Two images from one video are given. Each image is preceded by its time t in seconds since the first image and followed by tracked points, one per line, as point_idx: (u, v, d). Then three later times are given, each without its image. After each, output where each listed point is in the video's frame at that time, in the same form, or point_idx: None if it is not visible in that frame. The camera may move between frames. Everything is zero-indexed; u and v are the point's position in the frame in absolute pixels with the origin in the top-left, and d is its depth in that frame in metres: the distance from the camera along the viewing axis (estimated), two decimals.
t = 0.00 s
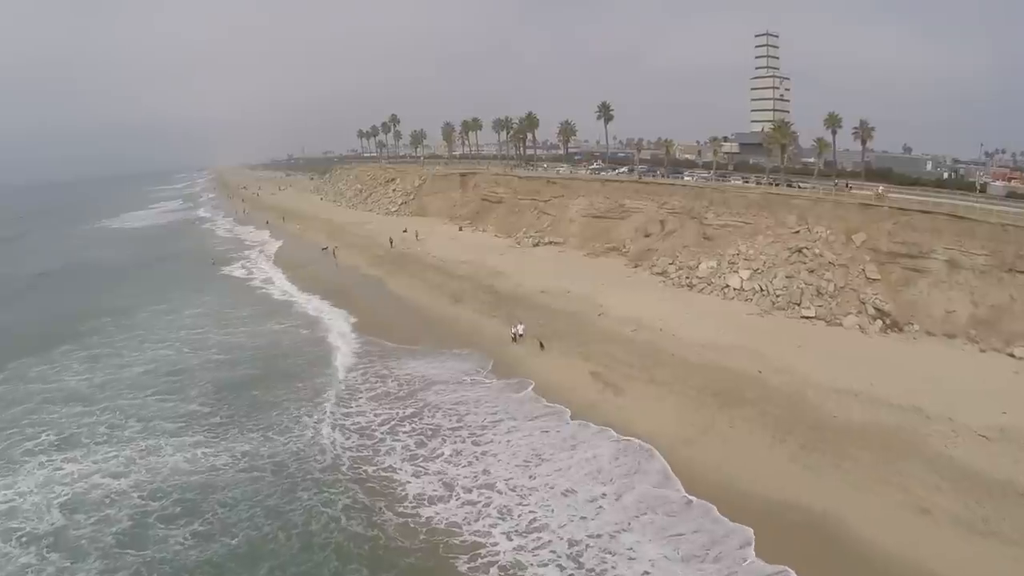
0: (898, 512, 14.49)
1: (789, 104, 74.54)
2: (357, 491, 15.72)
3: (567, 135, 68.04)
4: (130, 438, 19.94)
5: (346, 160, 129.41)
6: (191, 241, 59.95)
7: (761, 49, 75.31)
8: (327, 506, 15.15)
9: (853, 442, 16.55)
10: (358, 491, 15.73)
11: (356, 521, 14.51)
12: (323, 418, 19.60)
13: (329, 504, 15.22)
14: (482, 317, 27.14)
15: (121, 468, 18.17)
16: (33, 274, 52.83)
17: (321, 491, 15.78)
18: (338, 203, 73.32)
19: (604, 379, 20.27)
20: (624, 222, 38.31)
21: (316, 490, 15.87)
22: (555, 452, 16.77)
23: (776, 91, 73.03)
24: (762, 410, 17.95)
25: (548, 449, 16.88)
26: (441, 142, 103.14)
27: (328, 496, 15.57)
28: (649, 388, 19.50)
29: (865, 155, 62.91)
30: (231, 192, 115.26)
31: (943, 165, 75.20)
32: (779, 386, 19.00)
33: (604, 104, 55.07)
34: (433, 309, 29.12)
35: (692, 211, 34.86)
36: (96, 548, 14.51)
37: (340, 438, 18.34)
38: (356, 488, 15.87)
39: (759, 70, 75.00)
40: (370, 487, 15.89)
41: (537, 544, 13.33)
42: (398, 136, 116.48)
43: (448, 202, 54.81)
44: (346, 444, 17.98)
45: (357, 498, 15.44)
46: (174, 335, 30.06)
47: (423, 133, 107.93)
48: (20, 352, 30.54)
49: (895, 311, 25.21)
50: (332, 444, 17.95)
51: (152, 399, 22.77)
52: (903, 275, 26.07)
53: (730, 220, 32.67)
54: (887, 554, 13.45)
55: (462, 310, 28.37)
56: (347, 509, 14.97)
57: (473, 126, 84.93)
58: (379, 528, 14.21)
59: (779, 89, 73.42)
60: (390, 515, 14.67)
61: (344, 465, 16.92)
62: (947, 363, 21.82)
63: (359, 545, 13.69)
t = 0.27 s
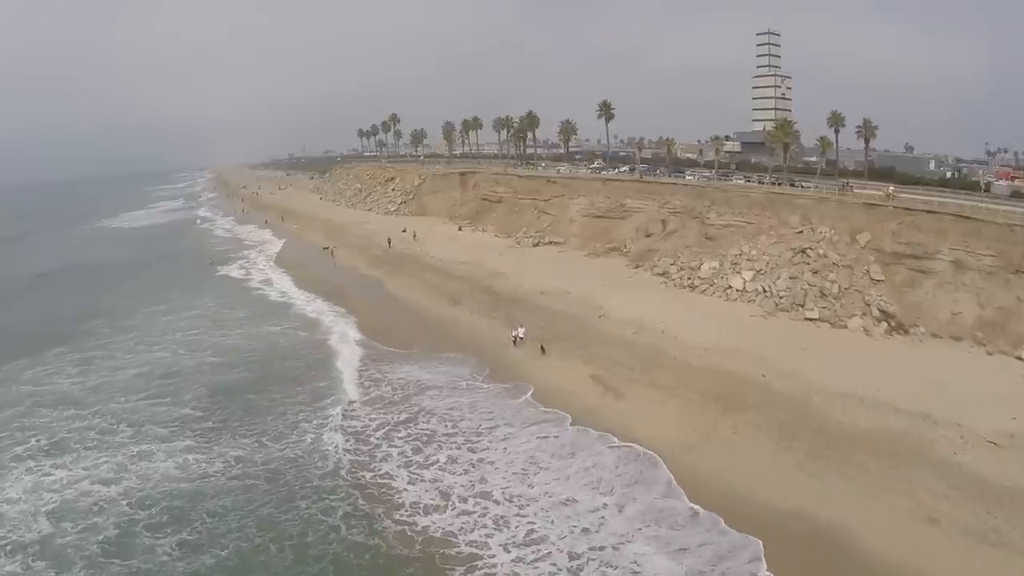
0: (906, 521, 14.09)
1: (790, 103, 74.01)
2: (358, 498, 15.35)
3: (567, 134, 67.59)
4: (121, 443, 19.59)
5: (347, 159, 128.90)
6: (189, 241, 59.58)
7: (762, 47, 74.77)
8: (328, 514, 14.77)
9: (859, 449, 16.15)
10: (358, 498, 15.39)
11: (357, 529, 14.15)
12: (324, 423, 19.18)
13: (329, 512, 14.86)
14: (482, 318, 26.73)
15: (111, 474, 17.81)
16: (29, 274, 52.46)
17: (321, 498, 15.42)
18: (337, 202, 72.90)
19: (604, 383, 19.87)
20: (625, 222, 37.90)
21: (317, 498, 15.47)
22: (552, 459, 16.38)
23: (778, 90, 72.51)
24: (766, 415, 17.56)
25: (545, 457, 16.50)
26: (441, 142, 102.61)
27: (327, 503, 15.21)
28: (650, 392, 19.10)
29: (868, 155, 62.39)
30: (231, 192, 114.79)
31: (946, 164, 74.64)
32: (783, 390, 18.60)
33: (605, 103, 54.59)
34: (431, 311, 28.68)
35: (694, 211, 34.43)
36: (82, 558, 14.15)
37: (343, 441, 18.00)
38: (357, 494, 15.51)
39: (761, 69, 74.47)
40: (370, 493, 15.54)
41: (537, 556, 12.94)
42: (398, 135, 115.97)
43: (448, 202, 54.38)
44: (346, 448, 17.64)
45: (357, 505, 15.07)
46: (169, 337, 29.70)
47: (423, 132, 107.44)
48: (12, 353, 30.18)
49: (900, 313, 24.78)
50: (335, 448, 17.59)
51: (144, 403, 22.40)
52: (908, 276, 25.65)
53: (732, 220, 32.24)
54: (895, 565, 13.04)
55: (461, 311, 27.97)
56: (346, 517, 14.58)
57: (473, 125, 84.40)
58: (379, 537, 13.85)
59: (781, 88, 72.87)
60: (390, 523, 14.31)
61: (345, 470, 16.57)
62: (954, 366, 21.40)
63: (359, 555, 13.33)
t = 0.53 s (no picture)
0: (915, 532, 13.68)
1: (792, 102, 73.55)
2: (359, 504, 15.01)
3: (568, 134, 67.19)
4: (111, 449, 19.23)
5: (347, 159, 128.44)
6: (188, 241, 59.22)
7: (764, 46, 74.31)
8: (328, 523, 14.41)
9: (866, 457, 15.75)
10: (359, 505, 15.04)
11: (358, 539, 13.76)
12: (323, 429, 18.80)
13: (328, 520, 14.49)
14: (480, 320, 26.33)
15: (101, 480, 17.44)
16: (26, 274, 52.13)
17: (322, 506, 15.05)
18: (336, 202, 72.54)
19: (604, 387, 19.47)
20: (626, 222, 37.50)
21: (316, 506, 15.09)
22: (548, 468, 15.98)
23: (780, 89, 72.05)
24: (770, 420, 17.16)
25: (541, 466, 16.11)
26: (441, 142, 102.15)
27: (327, 512, 14.83)
28: (651, 397, 18.70)
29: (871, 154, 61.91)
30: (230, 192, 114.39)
31: (949, 164, 74.11)
32: (787, 395, 18.20)
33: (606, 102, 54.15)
34: (430, 312, 28.28)
35: (695, 211, 34.01)
36: (67, 568, 13.80)
37: (346, 445, 17.69)
38: (357, 500, 15.18)
39: (763, 68, 74.01)
40: (370, 499, 15.22)
41: (535, 569, 12.56)
42: (398, 135, 115.54)
43: (448, 202, 53.96)
44: (348, 452, 17.29)
45: (358, 512, 14.72)
46: (164, 339, 29.34)
47: (423, 131, 107.01)
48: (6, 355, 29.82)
49: (906, 315, 24.35)
50: (336, 454, 17.22)
51: (137, 408, 22.04)
52: (913, 277, 25.22)
53: (734, 220, 31.84)
54: None
55: (459, 312, 27.59)
56: (347, 526, 14.20)
57: (473, 125, 84.06)
58: (382, 546, 13.47)
59: (783, 87, 72.36)
60: (392, 531, 13.95)
61: (346, 475, 16.23)
62: (961, 369, 20.98)
63: (362, 565, 12.95)
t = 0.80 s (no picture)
0: (924, 542, 13.29)
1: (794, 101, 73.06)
2: (361, 511, 14.63)
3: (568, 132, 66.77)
4: (102, 454, 18.86)
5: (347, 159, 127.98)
6: (186, 241, 58.85)
7: (766, 44, 73.78)
8: (328, 532, 14.01)
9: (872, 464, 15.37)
10: (361, 511, 14.66)
11: (360, 549, 13.35)
12: (323, 433, 18.40)
13: (328, 529, 14.10)
14: (479, 321, 25.93)
15: (91, 487, 17.07)
16: (23, 275, 51.79)
17: (323, 513, 14.67)
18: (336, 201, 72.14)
19: (604, 391, 19.08)
20: (626, 222, 37.11)
21: (316, 514, 14.68)
22: (545, 478, 15.58)
23: (782, 87, 71.56)
24: (774, 426, 16.78)
25: (538, 475, 15.69)
26: (441, 141, 101.68)
27: (327, 520, 14.44)
28: (652, 401, 18.31)
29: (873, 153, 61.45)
30: (230, 191, 113.97)
31: (951, 163, 73.62)
32: (791, 399, 17.82)
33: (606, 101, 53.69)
34: (428, 314, 27.87)
35: (697, 210, 33.60)
36: None
37: (349, 449, 17.35)
38: (360, 507, 14.82)
39: (764, 67, 73.51)
40: (373, 505, 14.86)
41: None
42: (398, 134, 115.08)
43: (447, 201, 53.56)
44: (349, 457, 16.93)
45: (360, 520, 14.32)
46: (159, 341, 28.96)
47: (423, 130, 106.51)
48: None
49: (911, 317, 23.94)
50: (338, 460, 16.86)
51: (130, 412, 21.68)
52: (919, 278, 24.81)
53: (736, 220, 31.43)
54: None
55: (458, 314, 27.21)
56: (348, 536, 13.80)
57: (473, 124, 83.61)
58: (384, 555, 13.08)
59: (785, 85, 71.83)
60: (395, 538, 13.59)
61: (349, 481, 15.87)
62: (969, 372, 20.59)
63: None
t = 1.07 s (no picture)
0: (932, 551, 12.93)
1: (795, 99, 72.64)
2: (362, 518, 14.28)
3: (568, 131, 66.42)
4: (94, 459, 18.54)
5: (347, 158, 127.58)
6: (184, 241, 58.53)
7: (767, 44, 73.38)
8: (326, 540, 13.65)
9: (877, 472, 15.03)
10: (363, 517, 14.32)
11: (360, 557, 13.01)
12: (324, 437, 18.03)
13: (327, 537, 13.74)
14: (477, 322, 25.57)
15: (82, 492, 16.74)
16: (22, 274, 51.53)
17: (322, 520, 14.33)
18: (335, 201, 71.89)
19: (605, 394, 18.73)
20: (627, 222, 36.79)
21: (316, 521, 14.32)
22: (540, 486, 15.19)
23: (783, 86, 71.16)
24: (777, 431, 16.44)
25: (535, 483, 15.30)
26: (441, 140, 101.27)
27: (326, 527, 14.10)
28: (653, 405, 17.96)
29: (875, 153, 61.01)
30: (230, 191, 113.61)
31: (954, 162, 73.13)
32: (795, 403, 17.49)
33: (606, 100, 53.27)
34: (427, 315, 27.51)
35: (698, 210, 33.23)
36: None
37: (349, 454, 16.99)
38: (362, 513, 14.49)
39: (765, 66, 73.08)
40: (374, 510, 14.53)
41: None
42: (398, 134, 114.68)
43: (447, 201, 53.20)
44: (349, 462, 16.60)
45: (361, 528, 13.96)
46: (155, 342, 28.64)
47: (423, 130, 106.08)
48: None
49: (916, 318, 23.59)
50: (337, 465, 16.51)
51: (123, 415, 21.35)
52: (923, 278, 24.45)
53: (738, 220, 31.07)
54: None
55: (456, 314, 26.86)
56: (347, 544, 13.45)
57: (473, 123, 83.24)
58: (385, 564, 12.74)
59: (787, 84, 71.39)
60: (397, 545, 13.25)
61: (349, 486, 15.53)
62: (975, 374, 20.23)
63: None
